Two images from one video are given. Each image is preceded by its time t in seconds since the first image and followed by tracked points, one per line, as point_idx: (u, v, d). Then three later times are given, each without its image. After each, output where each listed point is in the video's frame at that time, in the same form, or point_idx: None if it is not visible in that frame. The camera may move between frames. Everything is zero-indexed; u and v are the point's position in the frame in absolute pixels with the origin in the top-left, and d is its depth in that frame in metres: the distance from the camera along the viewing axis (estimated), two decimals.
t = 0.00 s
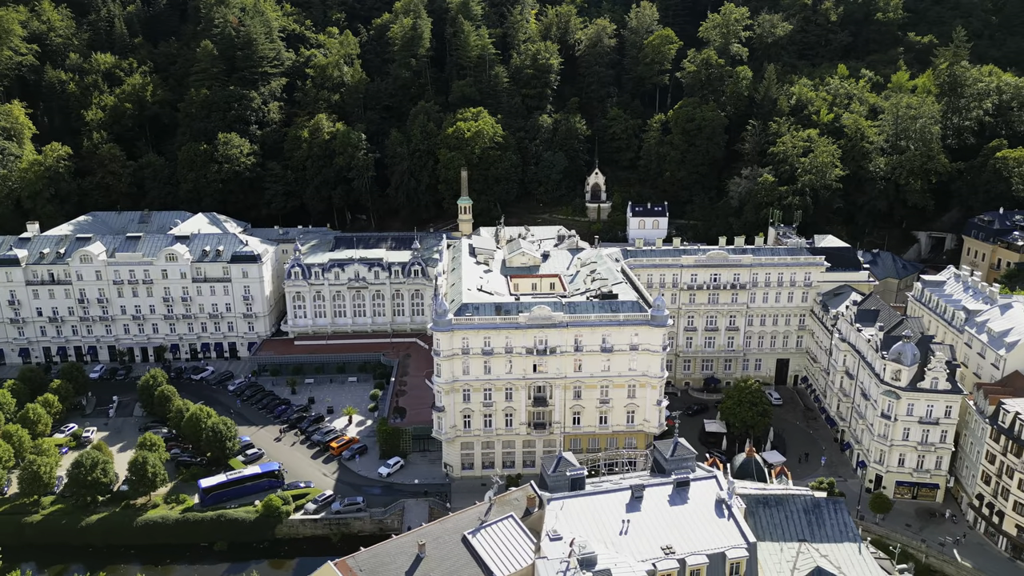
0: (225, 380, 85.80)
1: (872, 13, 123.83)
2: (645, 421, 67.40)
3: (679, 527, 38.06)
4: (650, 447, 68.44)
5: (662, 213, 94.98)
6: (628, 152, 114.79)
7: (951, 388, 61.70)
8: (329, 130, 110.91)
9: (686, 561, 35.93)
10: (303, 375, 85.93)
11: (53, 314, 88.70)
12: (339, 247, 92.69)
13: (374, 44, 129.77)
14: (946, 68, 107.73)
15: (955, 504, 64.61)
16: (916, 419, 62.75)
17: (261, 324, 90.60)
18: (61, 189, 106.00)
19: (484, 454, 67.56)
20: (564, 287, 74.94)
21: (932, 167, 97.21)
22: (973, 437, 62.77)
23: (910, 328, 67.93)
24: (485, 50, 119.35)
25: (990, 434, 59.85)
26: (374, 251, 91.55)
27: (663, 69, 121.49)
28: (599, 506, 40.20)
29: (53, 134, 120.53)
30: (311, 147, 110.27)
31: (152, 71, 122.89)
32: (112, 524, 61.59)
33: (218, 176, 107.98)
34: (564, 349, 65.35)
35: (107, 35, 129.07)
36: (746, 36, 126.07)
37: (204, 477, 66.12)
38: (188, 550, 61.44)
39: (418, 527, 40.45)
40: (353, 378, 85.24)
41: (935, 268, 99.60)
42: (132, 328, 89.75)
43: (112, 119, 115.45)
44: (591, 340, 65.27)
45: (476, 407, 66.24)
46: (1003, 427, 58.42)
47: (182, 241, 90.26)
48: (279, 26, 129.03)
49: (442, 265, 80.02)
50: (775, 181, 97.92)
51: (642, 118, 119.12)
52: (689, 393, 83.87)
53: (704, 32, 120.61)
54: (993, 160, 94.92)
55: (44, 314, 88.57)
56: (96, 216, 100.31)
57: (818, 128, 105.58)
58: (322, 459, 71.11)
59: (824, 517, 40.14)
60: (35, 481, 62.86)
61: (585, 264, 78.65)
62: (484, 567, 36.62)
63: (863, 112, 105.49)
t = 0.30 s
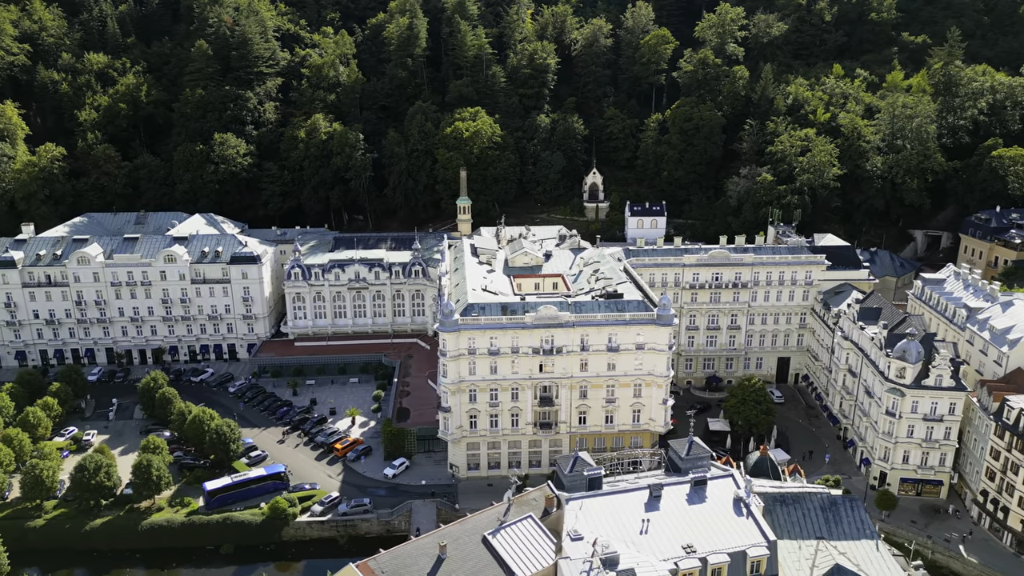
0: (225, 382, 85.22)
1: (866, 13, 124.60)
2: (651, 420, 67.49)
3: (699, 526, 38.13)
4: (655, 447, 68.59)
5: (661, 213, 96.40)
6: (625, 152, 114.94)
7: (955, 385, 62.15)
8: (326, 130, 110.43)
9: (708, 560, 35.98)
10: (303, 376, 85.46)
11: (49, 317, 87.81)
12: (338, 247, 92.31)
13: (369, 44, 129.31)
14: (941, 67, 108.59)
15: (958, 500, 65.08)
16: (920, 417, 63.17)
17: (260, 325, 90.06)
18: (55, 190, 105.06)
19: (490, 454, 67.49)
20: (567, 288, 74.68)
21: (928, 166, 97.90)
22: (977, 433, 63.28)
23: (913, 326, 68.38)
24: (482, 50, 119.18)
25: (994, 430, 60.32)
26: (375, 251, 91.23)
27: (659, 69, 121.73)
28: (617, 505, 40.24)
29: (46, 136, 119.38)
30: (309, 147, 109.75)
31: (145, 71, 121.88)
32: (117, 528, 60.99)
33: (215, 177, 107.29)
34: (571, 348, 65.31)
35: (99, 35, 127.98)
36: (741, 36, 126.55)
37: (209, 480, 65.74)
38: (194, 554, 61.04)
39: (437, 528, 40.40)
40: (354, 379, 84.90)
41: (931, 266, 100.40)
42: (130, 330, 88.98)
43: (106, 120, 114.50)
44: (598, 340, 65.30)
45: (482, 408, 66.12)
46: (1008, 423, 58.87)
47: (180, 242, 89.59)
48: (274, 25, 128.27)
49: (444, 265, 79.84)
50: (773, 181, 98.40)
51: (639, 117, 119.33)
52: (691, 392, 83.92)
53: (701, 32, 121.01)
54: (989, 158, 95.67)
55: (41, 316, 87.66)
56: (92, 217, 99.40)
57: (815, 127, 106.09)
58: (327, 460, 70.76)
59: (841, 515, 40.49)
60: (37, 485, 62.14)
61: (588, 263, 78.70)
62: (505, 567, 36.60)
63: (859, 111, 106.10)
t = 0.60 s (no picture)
0: (225, 384, 84.64)
1: (859, 13, 125.37)
2: (656, 419, 67.62)
3: (718, 525, 38.22)
4: (660, 446, 68.76)
5: (658, 213, 95.41)
6: (622, 151, 115.13)
7: (958, 382, 62.63)
8: (323, 131, 109.87)
9: (729, 559, 36.07)
10: (304, 377, 85.01)
11: (46, 319, 86.91)
12: (338, 248, 91.88)
13: (364, 44, 128.87)
14: (935, 67, 109.53)
15: (962, 496, 65.61)
16: (925, 414, 63.60)
17: (260, 327, 89.54)
18: (50, 192, 104.14)
19: (496, 454, 67.41)
20: (569, 288, 74.60)
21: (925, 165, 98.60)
22: (980, 430, 63.74)
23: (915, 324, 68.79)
24: (478, 50, 118.98)
25: (998, 427, 60.81)
26: (375, 252, 90.95)
27: (655, 69, 121.96)
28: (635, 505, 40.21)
29: (39, 137, 118.24)
30: (305, 147, 109.19)
31: (138, 71, 120.92)
32: (122, 532, 60.44)
33: (211, 177, 106.63)
34: (577, 348, 65.27)
35: (92, 35, 126.93)
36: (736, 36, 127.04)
37: (213, 483, 65.16)
38: (200, 557, 60.63)
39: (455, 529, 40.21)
40: (356, 381, 84.63)
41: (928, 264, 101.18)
42: (128, 332, 88.22)
43: (100, 120, 113.53)
44: (604, 340, 65.28)
45: (488, 408, 66.00)
46: (1012, 420, 59.31)
47: (178, 243, 88.93)
48: (269, 25, 127.50)
49: (447, 266, 79.66)
50: (772, 180, 98.87)
51: (635, 117, 119.55)
52: (693, 391, 84.08)
53: (696, 32, 121.42)
54: (985, 157, 96.44)
55: (37, 319, 86.77)
56: (87, 218, 98.45)
57: (812, 126, 106.61)
58: (331, 462, 70.41)
59: (857, 512, 41.25)
60: (40, 489, 61.44)
61: (590, 263, 78.76)
62: (526, 568, 36.50)
63: (855, 111, 106.70)
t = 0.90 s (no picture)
0: (225, 386, 84.02)
1: (853, 13, 126.16)
2: (662, 419, 67.74)
3: (737, 524, 38.40)
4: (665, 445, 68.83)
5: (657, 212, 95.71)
6: (619, 151, 115.30)
7: (962, 379, 63.09)
8: (319, 131, 109.24)
9: (750, 558, 36.22)
10: (305, 379, 84.59)
11: (43, 322, 86.01)
12: (337, 249, 91.45)
13: (359, 44, 128.42)
14: (928, 67, 110.49)
15: (965, 493, 66.10)
16: (928, 411, 63.99)
17: (259, 328, 89.00)
18: (44, 193, 103.17)
19: (502, 455, 67.32)
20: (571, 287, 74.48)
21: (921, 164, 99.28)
22: (983, 427, 64.23)
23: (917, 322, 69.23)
24: (475, 49, 118.67)
25: (1001, 423, 61.33)
26: (375, 252, 90.62)
27: (651, 68, 122.16)
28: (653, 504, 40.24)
29: (31, 137, 117.00)
30: (302, 148, 108.56)
31: (132, 71, 119.90)
32: (126, 536, 59.87)
33: (207, 178, 105.94)
34: (583, 348, 65.23)
35: (83, 35, 125.81)
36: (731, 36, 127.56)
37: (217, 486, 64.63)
38: (206, 560, 60.19)
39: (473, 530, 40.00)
40: (357, 382, 84.32)
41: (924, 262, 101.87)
42: (126, 335, 87.46)
43: (94, 120, 112.50)
44: (609, 339, 65.30)
45: (494, 408, 65.86)
46: (1016, 417, 59.81)
47: (176, 245, 88.20)
48: (263, 25, 126.71)
49: (449, 266, 79.48)
50: (770, 179, 99.29)
51: (632, 117, 119.77)
52: (695, 389, 84.26)
53: (692, 32, 121.84)
54: (980, 156, 97.23)
55: (34, 321, 85.85)
56: (82, 220, 97.44)
57: (808, 126, 107.10)
58: (335, 463, 70.04)
59: (873, 510, 42.06)
60: (42, 494, 60.67)
61: (592, 263, 78.80)
62: (547, 569, 36.41)
63: (851, 110, 107.30)
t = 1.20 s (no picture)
0: (226, 388, 83.41)
1: (846, 13, 126.97)
2: (667, 418, 67.86)
3: (756, 522, 38.57)
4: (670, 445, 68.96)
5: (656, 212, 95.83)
6: (616, 151, 115.52)
7: (965, 377, 63.49)
8: (316, 131, 108.58)
9: (771, 556, 36.37)
10: (306, 380, 84.18)
11: (39, 324, 85.13)
12: (337, 249, 91.02)
13: (355, 44, 127.95)
14: (923, 67, 111.27)
15: (968, 489, 66.60)
16: (932, 409, 64.35)
17: (259, 329, 88.47)
18: (38, 194, 102.29)
19: (508, 455, 67.24)
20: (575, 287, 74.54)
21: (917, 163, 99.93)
22: (986, 424, 64.65)
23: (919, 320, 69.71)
24: (471, 49, 118.33)
25: (1005, 420, 61.77)
26: (375, 253, 90.27)
27: (647, 68, 122.37)
28: (671, 504, 40.31)
29: (23, 138, 115.87)
30: (299, 148, 107.93)
31: (125, 72, 118.92)
32: (131, 540, 59.34)
33: (203, 179, 105.30)
34: (589, 348, 65.20)
35: (75, 34, 124.74)
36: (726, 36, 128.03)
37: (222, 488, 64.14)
38: (212, 564, 59.77)
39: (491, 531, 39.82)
40: (359, 383, 84.03)
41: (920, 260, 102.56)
42: (124, 337, 86.71)
43: (87, 121, 111.53)
44: (615, 339, 65.28)
45: (500, 408, 65.73)
46: (1019, 413, 60.24)
47: (174, 246, 87.47)
48: (258, 24, 125.95)
49: (451, 266, 79.29)
50: (768, 179, 99.73)
51: (629, 117, 120.00)
52: (697, 388, 84.52)
53: (688, 32, 122.26)
54: (976, 155, 97.99)
55: (30, 324, 84.96)
56: (78, 221, 96.47)
57: (805, 125, 107.60)
58: (340, 465, 69.69)
59: (889, 508, 42.64)
60: (44, 498, 59.97)
61: (595, 262, 78.88)
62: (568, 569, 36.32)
63: (847, 109, 107.87)
